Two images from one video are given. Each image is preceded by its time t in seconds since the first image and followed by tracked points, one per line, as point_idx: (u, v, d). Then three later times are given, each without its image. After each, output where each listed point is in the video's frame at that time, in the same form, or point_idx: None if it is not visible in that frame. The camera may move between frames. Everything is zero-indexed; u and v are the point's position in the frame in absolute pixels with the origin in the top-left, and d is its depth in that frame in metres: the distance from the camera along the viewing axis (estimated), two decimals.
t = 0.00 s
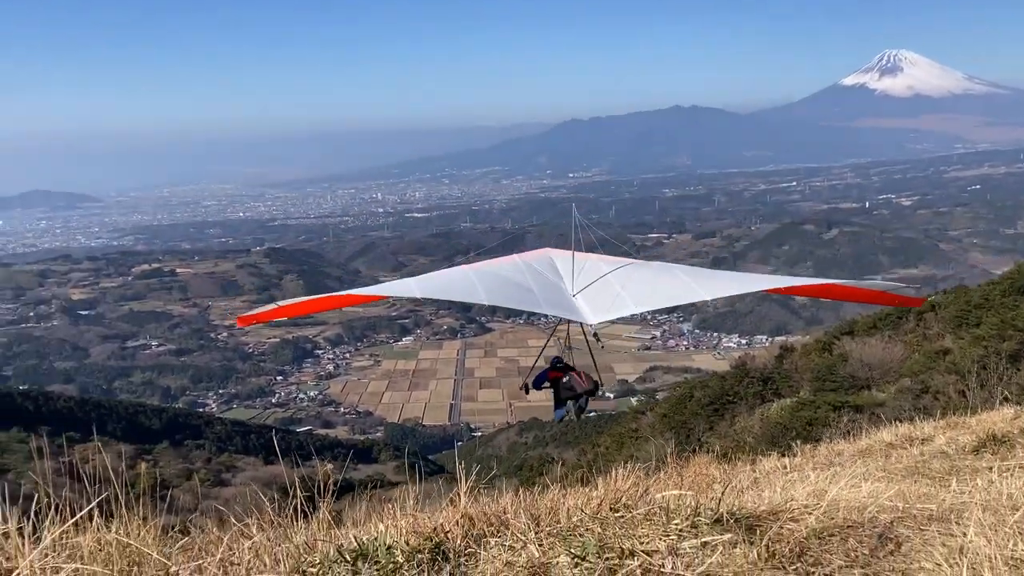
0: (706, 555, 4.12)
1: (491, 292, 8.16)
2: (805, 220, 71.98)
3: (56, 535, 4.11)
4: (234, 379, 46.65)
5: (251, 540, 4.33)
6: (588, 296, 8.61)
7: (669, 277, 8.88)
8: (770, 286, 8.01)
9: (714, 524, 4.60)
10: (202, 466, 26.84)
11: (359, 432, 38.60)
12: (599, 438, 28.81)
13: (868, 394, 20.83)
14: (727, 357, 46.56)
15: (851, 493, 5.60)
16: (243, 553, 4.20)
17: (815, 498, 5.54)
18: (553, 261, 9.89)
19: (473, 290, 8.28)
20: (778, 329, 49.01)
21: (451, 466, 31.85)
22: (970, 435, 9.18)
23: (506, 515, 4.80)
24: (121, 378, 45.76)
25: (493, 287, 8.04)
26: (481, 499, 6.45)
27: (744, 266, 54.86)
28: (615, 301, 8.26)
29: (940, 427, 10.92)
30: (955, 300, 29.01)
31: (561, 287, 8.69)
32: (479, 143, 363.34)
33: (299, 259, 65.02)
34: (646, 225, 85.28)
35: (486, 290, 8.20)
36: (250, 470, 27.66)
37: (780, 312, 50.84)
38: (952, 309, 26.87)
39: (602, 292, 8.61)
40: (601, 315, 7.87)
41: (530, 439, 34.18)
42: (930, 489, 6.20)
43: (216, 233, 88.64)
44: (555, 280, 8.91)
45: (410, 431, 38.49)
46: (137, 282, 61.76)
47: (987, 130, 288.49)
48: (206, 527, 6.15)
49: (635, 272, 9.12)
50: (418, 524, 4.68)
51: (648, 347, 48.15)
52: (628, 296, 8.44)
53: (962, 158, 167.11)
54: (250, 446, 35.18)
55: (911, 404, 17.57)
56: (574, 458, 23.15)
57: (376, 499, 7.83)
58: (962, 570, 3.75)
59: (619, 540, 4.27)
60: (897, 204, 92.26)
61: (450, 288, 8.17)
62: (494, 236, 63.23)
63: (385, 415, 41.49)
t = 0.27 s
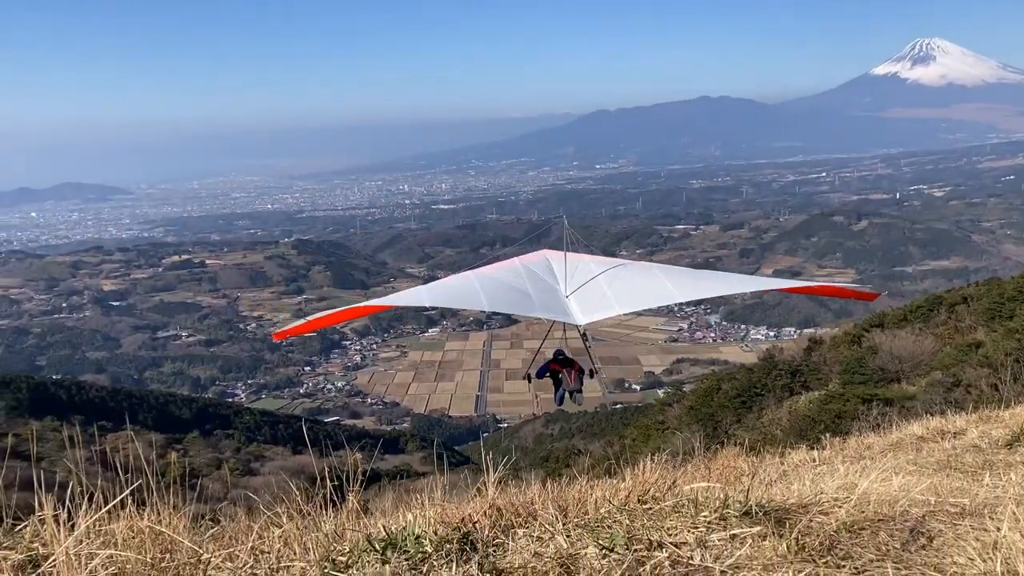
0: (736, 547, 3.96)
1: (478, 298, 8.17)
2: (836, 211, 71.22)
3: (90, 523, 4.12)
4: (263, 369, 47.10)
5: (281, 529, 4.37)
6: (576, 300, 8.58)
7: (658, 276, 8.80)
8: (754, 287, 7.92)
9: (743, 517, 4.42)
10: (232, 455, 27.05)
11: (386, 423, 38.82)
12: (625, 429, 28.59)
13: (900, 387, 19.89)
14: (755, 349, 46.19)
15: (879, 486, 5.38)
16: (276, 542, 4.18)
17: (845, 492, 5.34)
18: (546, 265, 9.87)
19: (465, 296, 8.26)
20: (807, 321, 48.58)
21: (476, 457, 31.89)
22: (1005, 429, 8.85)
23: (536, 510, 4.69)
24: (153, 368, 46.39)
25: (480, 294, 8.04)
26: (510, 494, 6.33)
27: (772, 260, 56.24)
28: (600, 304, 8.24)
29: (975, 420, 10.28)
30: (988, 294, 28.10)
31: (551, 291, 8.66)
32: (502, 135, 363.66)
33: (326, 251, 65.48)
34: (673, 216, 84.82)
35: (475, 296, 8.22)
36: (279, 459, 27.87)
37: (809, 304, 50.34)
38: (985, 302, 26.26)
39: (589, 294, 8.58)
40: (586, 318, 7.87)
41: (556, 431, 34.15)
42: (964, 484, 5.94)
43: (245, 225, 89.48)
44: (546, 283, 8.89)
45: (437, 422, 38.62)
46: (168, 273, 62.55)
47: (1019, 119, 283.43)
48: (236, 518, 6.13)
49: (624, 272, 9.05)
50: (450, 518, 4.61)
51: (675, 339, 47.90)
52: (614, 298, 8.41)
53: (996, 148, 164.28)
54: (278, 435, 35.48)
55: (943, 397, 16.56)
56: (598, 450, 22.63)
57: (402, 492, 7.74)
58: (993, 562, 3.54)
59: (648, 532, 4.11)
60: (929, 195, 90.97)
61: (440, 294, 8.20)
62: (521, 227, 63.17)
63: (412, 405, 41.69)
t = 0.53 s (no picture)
0: (761, 548, 3.80)
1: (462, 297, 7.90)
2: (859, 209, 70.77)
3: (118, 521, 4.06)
4: (285, 367, 47.35)
5: (303, 524, 4.25)
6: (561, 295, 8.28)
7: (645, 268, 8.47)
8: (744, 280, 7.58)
9: (766, 515, 4.20)
10: (255, 452, 27.16)
11: (408, 420, 38.93)
12: (647, 427, 28.38)
13: (925, 386, 19.31)
14: (777, 347, 45.91)
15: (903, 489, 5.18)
16: (298, 539, 4.05)
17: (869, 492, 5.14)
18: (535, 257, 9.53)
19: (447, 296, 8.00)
20: (829, 319, 48.26)
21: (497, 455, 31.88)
22: None
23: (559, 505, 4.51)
24: (176, 365, 46.78)
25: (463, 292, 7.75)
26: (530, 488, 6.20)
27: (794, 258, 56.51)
28: (585, 299, 7.97)
29: (1004, 420, 9.94)
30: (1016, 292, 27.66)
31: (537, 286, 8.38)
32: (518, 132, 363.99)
33: (347, 249, 65.73)
34: (693, 214, 84.45)
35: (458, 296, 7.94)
36: (303, 456, 27.97)
37: (831, 302, 50.02)
38: (1012, 301, 26.00)
39: (575, 290, 8.27)
40: (571, 315, 7.61)
41: (577, 429, 34.05)
42: (991, 485, 5.76)
43: (267, 223, 90.04)
44: (534, 277, 8.61)
45: (457, 419, 38.66)
46: (191, 271, 63.04)
47: None
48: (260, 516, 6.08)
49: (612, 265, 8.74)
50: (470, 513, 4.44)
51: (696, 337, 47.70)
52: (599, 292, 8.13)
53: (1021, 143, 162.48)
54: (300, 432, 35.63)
55: (968, 396, 15.93)
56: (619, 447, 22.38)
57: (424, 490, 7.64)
58: None
59: (671, 531, 3.96)
60: (954, 192, 90.06)
61: (423, 293, 7.93)
62: (541, 224, 63.05)
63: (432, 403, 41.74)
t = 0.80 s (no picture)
0: (779, 552, 3.57)
1: (451, 292, 7.74)
2: (877, 212, 70.37)
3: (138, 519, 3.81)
4: (301, 369, 47.44)
5: (321, 526, 4.01)
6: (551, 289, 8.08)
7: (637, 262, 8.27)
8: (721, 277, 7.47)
9: (785, 520, 3.94)
10: (270, 454, 27.15)
11: (423, 423, 38.89)
12: (663, 430, 28.11)
13: (943, 389, 18.89)
14: (795, 350, 45.53)
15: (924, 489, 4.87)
16: (316, 541, 3.81)
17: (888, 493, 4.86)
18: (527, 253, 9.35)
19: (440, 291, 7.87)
20: (847, 323, 47.89)
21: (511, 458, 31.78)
22: None
23: (574, 507, 4.28)
24: (194, 367, 46.98)
25: (453, 286, 7.60)
26: (549, 493, 5.92)
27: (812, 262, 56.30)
28: (576, 293, 7.77)
29: None
30: None
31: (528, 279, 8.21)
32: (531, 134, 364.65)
33: (363, 253, 65.85)
34: (710, 217, 84.02)
35: (450, 292, 7.75)
36: (319, 458, 27.94)
37: (849, 305, 49.63)
38: None
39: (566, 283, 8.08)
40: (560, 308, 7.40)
41: (594, 432, 33.87)
42: (1013, 489, 5.45)
43: (284, 226, 90.41)
44: (527, 274, 8.38)
45: (472, 422, 38.58)
46: (208, 274, 63.39)
47: None
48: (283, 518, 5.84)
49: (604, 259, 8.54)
50: (486, 516, 4.21)
51: (714, 340, 47.46)
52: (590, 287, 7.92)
53: None
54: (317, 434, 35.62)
55: (988, 400, 15.52)
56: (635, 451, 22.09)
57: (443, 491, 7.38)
58: None
59: (688, 534, 3.73)
60: (973, 194, 89.22)
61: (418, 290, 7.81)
62: (556, 226, 62.85)
63: (448, 405, 41.69)
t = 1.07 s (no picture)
0: (794, 560, 3.49)
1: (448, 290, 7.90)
2: (891, 217, 70.03)
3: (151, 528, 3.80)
4: (314, 374, 47.52)
5: (333, 531, 3.95)
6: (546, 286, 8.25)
7: (629, 262, 8.44)
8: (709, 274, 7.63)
9: (800, 528, 3.87)
10: (284, 459, 27.20)
11: (435, 428, 38.92)
12: (677, 437, 27.98)
13: (960, 396, 18.65)
14: (808, 355, 45.30)
15: (941, 497, 4.78)
16: (329, 547, 3.72)
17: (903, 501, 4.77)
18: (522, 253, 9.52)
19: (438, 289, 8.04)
20: (861, 328, 47.64)
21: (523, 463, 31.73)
22: None
23: (588, 513, 4.21)
24: (208, 373, 47.15)
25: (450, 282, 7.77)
26: (562, 498, 5.85)
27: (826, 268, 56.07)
28: (570, 290, 7.92)
29: None
30: None
31: (524, 276, 8.35)
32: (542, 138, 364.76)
33: (375, 259, 65.99)
34: (723, 222, 83.73)
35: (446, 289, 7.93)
36: (333, 463, 27.95)
37: (863, 310, 49.37)
38: None
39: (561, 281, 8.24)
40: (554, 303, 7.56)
41: (606, 438, 33.78)
42: None
43: (297, 232, 90.72)
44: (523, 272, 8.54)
45: (485, 427, 38.56)
46: (222, 279, 63.67)
47: None
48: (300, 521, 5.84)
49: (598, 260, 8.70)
50: (500, 521, 4.13)
51: (727, 345, 47.31)
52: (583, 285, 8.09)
53: None
54: (330, 439, 35.63)
55: (1004, 405, 15.24)
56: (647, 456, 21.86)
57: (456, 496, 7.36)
58: None
59: (702, 541, 3.67)
60: (989, 199, 88.74)
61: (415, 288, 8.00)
62: (569, 231, 62.77)
63: (461, 410, 41.78)
